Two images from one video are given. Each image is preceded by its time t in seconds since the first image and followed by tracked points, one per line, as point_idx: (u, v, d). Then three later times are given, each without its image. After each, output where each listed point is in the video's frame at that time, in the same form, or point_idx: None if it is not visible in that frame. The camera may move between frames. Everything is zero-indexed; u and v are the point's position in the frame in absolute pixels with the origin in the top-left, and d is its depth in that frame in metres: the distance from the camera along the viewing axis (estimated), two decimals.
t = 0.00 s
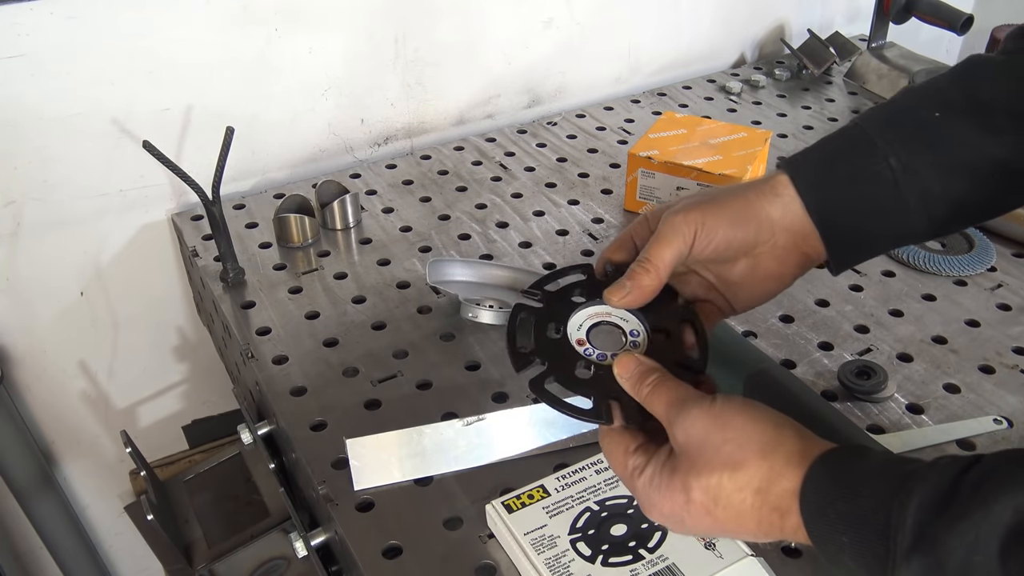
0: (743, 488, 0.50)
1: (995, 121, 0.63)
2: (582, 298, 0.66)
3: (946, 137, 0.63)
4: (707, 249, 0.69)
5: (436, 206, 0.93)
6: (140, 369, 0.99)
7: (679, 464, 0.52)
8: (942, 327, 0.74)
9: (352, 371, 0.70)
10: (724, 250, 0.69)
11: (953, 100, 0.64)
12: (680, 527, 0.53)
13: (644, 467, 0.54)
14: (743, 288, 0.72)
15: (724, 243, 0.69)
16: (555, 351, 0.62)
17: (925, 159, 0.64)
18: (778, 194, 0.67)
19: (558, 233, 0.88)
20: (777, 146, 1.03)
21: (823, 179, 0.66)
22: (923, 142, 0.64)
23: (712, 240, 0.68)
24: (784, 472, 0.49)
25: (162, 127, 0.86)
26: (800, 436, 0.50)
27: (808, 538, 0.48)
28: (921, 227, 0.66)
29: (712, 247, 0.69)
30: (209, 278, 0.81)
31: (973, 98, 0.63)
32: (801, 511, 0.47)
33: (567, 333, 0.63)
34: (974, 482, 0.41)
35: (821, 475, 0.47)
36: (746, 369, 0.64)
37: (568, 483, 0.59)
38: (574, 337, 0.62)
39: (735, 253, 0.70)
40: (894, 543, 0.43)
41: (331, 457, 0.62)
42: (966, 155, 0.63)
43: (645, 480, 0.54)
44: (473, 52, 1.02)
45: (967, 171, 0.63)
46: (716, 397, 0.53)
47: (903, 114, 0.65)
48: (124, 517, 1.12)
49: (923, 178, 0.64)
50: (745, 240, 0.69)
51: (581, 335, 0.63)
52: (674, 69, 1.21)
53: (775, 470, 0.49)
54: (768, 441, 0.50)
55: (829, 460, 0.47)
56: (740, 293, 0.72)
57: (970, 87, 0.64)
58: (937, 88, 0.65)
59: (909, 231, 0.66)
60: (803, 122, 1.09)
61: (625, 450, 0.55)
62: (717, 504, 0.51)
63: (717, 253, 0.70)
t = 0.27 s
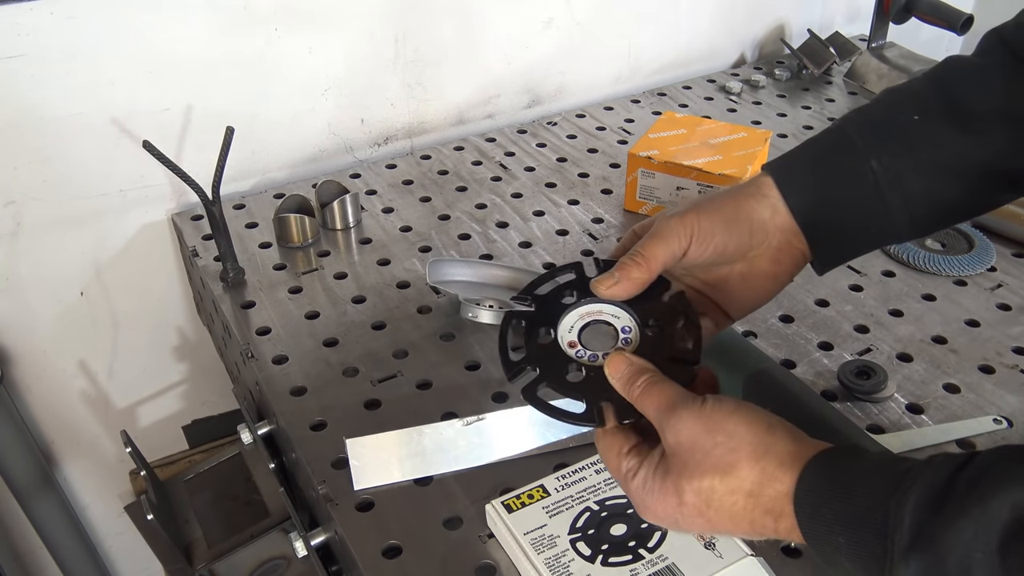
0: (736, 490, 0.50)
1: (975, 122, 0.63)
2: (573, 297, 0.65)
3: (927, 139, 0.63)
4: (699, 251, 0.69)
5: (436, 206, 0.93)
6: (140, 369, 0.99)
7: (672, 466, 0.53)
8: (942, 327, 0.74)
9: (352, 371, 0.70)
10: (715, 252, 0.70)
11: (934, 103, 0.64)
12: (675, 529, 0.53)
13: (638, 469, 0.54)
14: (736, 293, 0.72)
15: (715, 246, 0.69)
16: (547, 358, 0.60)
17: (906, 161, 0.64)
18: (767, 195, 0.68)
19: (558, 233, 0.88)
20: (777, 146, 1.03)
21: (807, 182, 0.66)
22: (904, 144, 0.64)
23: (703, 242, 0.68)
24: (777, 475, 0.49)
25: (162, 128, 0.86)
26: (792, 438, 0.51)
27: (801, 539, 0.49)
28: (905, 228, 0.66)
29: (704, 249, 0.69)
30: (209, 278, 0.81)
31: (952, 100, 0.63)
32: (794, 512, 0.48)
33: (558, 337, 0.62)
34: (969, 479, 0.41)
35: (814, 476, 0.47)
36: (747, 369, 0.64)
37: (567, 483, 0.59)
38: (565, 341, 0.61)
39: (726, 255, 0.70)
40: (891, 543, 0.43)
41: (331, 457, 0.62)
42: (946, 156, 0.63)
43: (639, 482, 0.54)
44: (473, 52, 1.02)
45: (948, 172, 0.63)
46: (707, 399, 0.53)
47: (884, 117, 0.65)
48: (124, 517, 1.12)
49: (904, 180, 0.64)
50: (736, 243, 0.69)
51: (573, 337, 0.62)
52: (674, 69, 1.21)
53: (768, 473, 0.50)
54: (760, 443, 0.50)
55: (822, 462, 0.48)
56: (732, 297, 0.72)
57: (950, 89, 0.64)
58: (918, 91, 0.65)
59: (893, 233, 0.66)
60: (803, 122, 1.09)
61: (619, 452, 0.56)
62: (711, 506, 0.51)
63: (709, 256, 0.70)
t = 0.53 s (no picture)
0: (741, 496, 0.50)
1: (968, 140, 0.63)
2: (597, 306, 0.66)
3: (923, 157, 0.64)
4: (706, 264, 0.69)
5: (436, 206, 0.93)
6: (140, 369, 0.99)
7: (680, 469, 0.53)
8: (942, 327, 0.74)
9: (352, 371, 0.70)
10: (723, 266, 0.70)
11: (928, 122, 0.64)
12: (683, 529, 0.53)
13: (648, 469, 0.55)
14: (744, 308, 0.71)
15: (722, 258, 0.69)
16: (567, 357, 0.62)
17: (903, 180, 0.64)
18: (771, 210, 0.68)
19: (558, 233, 0.88)
20: (777, 147, 1.03)
21: (804, 203, 0.66)
22: (900, 162, 0.64)
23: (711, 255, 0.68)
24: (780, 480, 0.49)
25: (162, 128, 0.86)
26: (800, 444, 0.50)
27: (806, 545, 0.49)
28: (905, 245, 0.66)
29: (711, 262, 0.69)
30: (209, 278, 0.81)
31: (946, 118, 0.64)
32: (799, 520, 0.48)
33: (579, 339, 0.63)
34: (971, 486, 0.41)
35: (819, 486, 0.47)
36: (748, 369, 0.63)
37: (567, 483, 0.59)
38: (586, 343, 0.62)
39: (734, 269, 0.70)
40: (894, 551, 0.43)
41: (331, 457, 0.62)
42: (943, 173, 0.63)
43: (647, 484, 0.54)
44: (473, 52, 1.02)
45: (945, 189, 0.63)
46: (716, 402, 0.52)
47: (879, 136, 0.65)
48: (124, 517, 1.12)
49: (902, 197, 0.64)
50: (742, 257, 0.69)
51: (593, 340, 0.63)
52: (674, 69, 1.21)
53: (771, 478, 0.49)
54: (767, 449, 0.50)
55: (827, 471, 0.47)
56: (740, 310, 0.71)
57: (942, 108, 0.64)
58: (911, 110, 0.65)
59: (894, 251, 0.66)
60: (803, 122, 1.09)
61: (630, 452, 0.56)
62: (717, 510, 0.51)
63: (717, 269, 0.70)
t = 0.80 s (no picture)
0: (736, 476, 0.49)
1: (984, 135, 0.63)
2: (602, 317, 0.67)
3: (940, 153, 0.63)
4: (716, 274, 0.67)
5: (436, 206, 0.93)
6: (140, 369, 0.99)
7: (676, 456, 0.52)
8: (942, 327, 0.74)
9: (352, 371, 0.70)
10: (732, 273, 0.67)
11: (945, 117, 0.64)
12: (679, 521, 0.52)
13: (645, 462, 0.54)
14: (758, 309, 0.70)
15: (731, 265, 0.67)
16: (571, 364, 0.63)
17: (920, 176, 0.64)
18: (784, 211, 0.66)
19: (558, 233, 0.88)
20: (777, 147, 1.03)
21: (822, 196, 0.65)
22: (918, 158, 0.64)
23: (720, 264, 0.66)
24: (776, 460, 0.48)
25: (162, 128, 0.86)
26: (795, 427, 0.49)
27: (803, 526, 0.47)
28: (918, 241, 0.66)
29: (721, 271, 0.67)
30: (209, 278, 0.81)
31: (962, 113, 0.63)
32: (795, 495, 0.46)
33: (583, 348, 0.64)
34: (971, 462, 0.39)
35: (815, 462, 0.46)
36: (748, 369, 0.63)
37: (567, 483, 0.59)
38: (591, 352, 0.64)
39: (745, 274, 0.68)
40: (891, 528, 0.41)
41: (331, 457, 0.62)
42: (959, 170, 0.63)
43: (643, 475, 0.53)
44: (473, 52, 1.02)
45: (961, 186, 0.63)
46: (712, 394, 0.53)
47: (896, 131, 0.65)
48: (124, 517, 1.12)
49: (919, 193, 0.64)
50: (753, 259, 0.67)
51: (597, 349, 0.64)
52: (674, 69, 1.21)
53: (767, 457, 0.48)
54: (763, 431, 0.49)
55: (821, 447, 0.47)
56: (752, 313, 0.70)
57: (959, 102, 0.64)
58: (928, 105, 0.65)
59: (909, 246, 0.66)
60: (803, 122, 1.09)
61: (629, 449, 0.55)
62: (712, 493, 0.50)
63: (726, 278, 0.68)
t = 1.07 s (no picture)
0: (736, 475, 0.49)
1: (976, 142, 0.62)
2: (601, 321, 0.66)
3: (929, 158, 0.63)
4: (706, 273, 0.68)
5: (436, 206, 0.93)
6: (140, 369, 0.99)
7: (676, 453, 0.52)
8: (942, 327, 0.74)
9: (352, 371, 0.70)
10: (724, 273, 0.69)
11: (935, 123, 0.64)
12: (679, 520, 0.51)
13: (646, 461, 0.54)
14: (750, 309, 0.70)
15: (723, 263, 0.68)
16: (569, 369, 0.62)
17: (909, 181, 0.64)
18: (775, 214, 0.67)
19: (558, 233, 0.88)
20: (777, 147, 1.03)
21: (813, 200, 0.66)
22: (905, 162, 0.64)
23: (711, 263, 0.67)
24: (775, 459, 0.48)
25: (162, 128, 0.86)
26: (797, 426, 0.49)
27: (803, 526, 0.47)
28: (910, 246, 0.66)
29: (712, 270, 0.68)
30: (208, 278, 0.81)
31: (952, 118, 0.63)
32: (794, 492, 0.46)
33: (581, 352, 0.63)
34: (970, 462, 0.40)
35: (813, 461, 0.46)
36: (748, 369, 0.63)
37: (567, 483, 0.59)
38: (588, 356, 0.63)
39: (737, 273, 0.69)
40: (888, 526, 0.42)
41: (331, 457, 0.62)
42: (949, 174, 0.63)
43: (645, 472, 0.53)
44: (473, 52, 1.02)
45: (952, 190, 0.63)
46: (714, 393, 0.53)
47: (885, 137, 0.65)
48: (124, 517, 1.12)
49: (908, 199, 0.64)
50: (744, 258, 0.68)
51: (595, 352, 0.63)
52: (674, 69, 1.21)
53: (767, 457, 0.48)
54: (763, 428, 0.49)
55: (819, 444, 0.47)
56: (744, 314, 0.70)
57: (950, 108, 0.64)
58: (918, 111, 0.65)
59: (900, 251, 0.66)
60: (803, 122, 1.09)
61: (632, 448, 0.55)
62: (713, 492, 0.49)
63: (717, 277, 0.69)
